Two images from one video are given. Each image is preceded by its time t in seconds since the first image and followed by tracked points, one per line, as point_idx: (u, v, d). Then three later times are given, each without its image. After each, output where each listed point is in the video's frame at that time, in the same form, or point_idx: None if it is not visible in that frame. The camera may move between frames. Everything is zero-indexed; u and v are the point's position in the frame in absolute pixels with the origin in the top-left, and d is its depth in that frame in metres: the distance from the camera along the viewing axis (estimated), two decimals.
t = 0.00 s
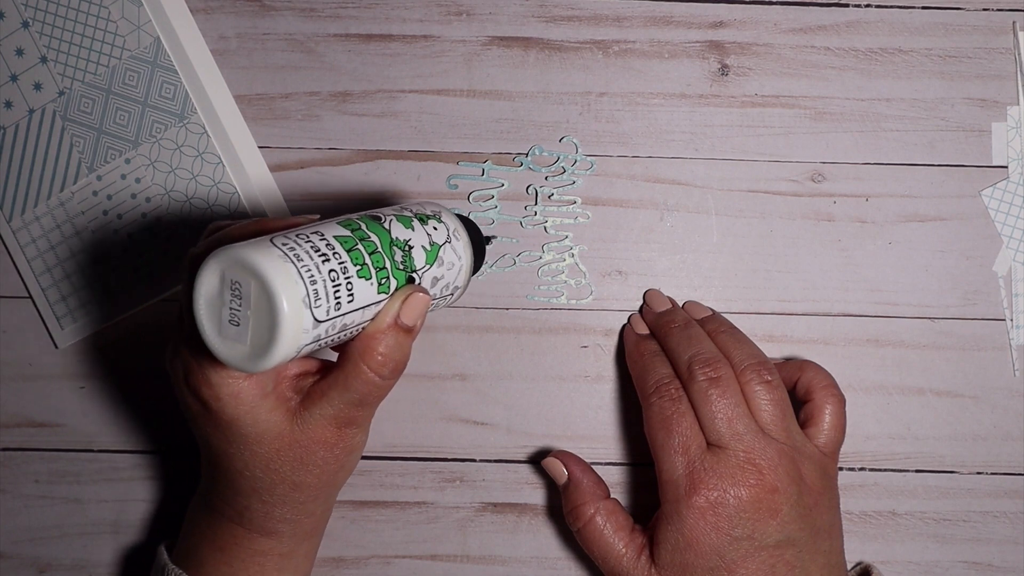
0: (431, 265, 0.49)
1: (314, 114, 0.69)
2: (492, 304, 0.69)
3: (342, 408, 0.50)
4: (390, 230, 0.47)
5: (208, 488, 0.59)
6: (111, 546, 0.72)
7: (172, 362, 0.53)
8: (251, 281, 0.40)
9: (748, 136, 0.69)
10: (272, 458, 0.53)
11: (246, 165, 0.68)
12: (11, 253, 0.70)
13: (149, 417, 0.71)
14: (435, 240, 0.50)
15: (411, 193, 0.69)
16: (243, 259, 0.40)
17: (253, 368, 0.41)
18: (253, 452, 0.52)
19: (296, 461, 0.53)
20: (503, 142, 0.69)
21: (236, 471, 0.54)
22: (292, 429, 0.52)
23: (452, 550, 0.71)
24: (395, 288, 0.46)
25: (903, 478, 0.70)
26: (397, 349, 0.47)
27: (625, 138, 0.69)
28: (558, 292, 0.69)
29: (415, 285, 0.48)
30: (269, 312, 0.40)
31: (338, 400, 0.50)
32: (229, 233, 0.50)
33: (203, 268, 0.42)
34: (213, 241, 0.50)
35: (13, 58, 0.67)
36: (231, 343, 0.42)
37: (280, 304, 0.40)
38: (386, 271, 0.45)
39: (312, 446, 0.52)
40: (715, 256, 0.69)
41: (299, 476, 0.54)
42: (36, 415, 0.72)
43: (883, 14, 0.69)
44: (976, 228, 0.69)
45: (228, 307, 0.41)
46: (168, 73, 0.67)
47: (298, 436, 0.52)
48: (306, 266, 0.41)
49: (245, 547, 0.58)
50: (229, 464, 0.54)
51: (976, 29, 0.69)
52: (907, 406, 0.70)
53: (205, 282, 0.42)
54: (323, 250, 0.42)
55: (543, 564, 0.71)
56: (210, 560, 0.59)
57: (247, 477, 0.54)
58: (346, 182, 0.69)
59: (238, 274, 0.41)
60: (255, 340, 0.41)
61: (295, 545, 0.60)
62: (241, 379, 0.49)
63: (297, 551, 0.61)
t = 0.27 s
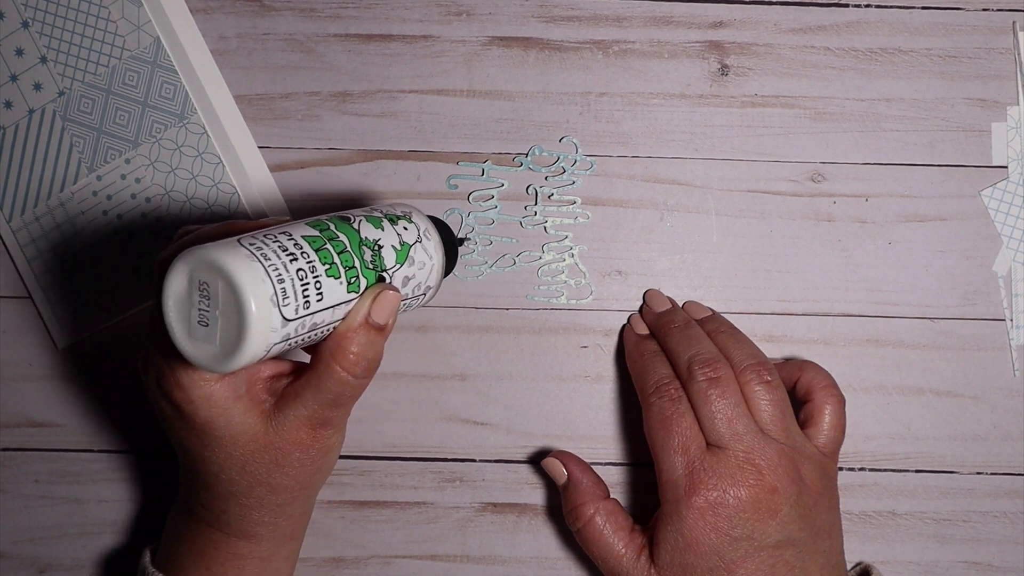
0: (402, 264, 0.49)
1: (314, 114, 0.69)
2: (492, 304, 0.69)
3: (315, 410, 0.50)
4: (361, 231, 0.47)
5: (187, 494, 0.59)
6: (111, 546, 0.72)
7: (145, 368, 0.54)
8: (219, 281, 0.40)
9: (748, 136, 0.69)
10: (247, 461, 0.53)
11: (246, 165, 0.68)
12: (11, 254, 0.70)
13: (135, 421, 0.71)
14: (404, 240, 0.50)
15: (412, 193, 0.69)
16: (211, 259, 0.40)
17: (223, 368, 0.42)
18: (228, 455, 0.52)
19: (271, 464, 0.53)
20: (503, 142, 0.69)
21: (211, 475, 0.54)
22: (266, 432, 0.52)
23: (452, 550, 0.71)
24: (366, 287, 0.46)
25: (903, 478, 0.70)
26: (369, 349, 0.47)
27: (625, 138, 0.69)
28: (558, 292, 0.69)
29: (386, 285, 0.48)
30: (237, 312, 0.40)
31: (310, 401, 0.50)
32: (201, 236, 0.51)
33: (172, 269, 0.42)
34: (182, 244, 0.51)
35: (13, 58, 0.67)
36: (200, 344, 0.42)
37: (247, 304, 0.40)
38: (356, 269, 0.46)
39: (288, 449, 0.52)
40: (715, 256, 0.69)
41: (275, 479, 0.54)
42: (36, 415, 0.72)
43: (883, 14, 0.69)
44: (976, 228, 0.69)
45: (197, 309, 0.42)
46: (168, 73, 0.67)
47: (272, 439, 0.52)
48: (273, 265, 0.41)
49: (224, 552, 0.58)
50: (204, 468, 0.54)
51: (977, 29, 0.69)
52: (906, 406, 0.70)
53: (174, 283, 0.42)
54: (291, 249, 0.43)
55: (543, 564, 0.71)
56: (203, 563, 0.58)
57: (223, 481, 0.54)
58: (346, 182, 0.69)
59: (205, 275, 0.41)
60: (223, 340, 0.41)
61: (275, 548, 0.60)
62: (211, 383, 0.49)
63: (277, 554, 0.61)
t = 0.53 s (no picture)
0: (460, 243, 0.49)
1: (314, 114, 0.69)
2: (491, 304, 0.69)
3: (370, 385, 0.50)
4: (421, 208, 0.47)
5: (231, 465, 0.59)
6: (111, 545, 0.72)
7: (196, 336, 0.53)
8: (285, 255, 0.40)
9: (748, 136, 0.69)
10: (298, 433, 0.53)
11: (246, 165, 0.68)
12: (11, 253, 0.70)
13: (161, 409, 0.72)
14: (463, 219, 0.50)
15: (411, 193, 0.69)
16: (278, 233, 0.40)
17: (284, 342, 0.41)
18: (279, 427, 0.52)
19: (322, 436, 0.53)
20: (503, 142, 0.69)
21: (260, 447, 0.54)
22: (319, 405, 0.52)
23: (452, 550, 0.71)
24: (426, 265, 0.46)
25: (903, 478, 0.70)
26: (426, 327, 0.47)
27: (625, 138, 0.69)
28: (558, 292, 0.69)
29: (444, 263, 0.48)
30: (303, 286, 0.40)
31: (365, 377, 0.50)
32: (259, 207, 0.50)
33: (236, 240, 0.42)
34: (242, 216, 0.50)
35: (13, 58, 0.67)
36: (262, 317, 0.42)
37: (314, 279, 0.40)
38: (417, 248, 0.45)
39: (339, 422, 0.52)
40: (715, 255, 0.69)
41: (324, 452, 0.54)
42: (36, 415, 0.72)
43: (883, 14, 0.69)
44: (976, 228, 0.69)
45: (259, 281, 0.41)
46: (168, 73, 0.67)
47: (325, 412, 0.52)
48: (339, 241, 0.41)
49: (267, 523, 0.58)
50: (254, 439, 0.54)
51: (977, 29, 0.69)
52: (906, 406, 0.70)
53: (237, 254, 0.42)
54: (356, 225, 0.42)
55: (543, 563, 0.71)
56: (204, 562, 0.58)
57: (271, 452, 0.54)
58: (346, 182, 0.69)
59: (270, 248, 0.41)
60: (287, 314, 0.41)
61: (314, 523, 0.60)
62: (268, 355, 0.49)
63: (317, 528, 0.61)
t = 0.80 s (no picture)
0: (436, 241, 0.50)
1: (314, 114, 0.69)
2: (492, 304, 0.69)
3: (348, 385, 0.50)
4: (396, 207, 0.47)
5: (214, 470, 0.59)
6: (111, 545, 0.72)
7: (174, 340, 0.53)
8: (258, 254, 0.40)
9: (748, 136, 0.69)
10: (277, 435, 0.52)
11: (246, 165, 0.68)
12: (11, 253, 0.70)
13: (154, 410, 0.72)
14: (439, 217, 0.50)
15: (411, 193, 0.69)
16: (251, 231, 0.40)
17: (259, 341, 0.41)
18: (258, 429, 0.52)
19: (302, 437, 0.53)
20: (503, 142, 0.69)
21: (241, 449, 0.54)
22: (298, 405, 0.51)
23: (452, 550, 0.71)
24: (402, 263, 0.47)
25: (903, 478, 0.70)
26: (403, 325, 0.47)
27: (625, 138, 0.69)
28: (558, 292, 0.69)
29: (420, 261, 0.48)
30: (277, 284, 0.40)
31: (343, 376, 0.49)
32: (236, 209, 0.50)
33: (209, 240, 0.42)
34: (218, 217, 0.50)
35: (13, 58, 0.67)
36: (237, 317, 0.42)
37: (288, 277, 0.40)
38: (392, 246, 0.46)
39: (319, 423, 0.52)
40: (715, 255, 0.69)
41: (306, 453, 0.54)
42: (36, 415, 0.72)
43: (883, 14, 0.69)
44: (976, 228, 0.69)
45: (235, 281, 0.41)
46: (168, 73, 0.67)
47: (305, 413, 0.52)
48: (313, 239, 0.41)
49: (250, 527, 0.58)
50: (234, 442, 0.54)
51: (976, 29, 0.69)
52: (906, 407, 0.70)
53: (211, 255, 0.42)
54: (330, 224, 0.43)
55: (543, 563, 0.71)
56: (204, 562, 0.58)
57: (252, 455, 0.54)
58: (346, 182, 0.69)
59: (244, 247, 0.41)
60: (261, 313, 0.41)
61: (298, 524, 0.60)
62: (245, 357, 0.49)
63: (301, 529, 0.61)
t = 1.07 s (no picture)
0: (405, 238, 0.49)
1: (314, 114, 0.69)
2: (492, 304, 0.69)
3: (320, 386, 0.50)
4: (362, 205, 0.47)
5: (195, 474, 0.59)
6: (110, 545, 0.72)
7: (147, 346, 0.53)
8: (219, 259, 0.40)
9: (748, 136, 0.69)
10: (252, 438, 0.53)
11: (246, 165, 0.68)
12: (11, 253, 0.70)
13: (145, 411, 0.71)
14: (407, 215, 0.50)
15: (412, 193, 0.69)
16: (210, 237, 0.40)
17: (225, 345, 0.42)
18: (233, 432, 0.52)
19: (277, 440, 0.53)
20: (504, 142, 0.69)
21: (217, 454, 0.54)
22: (272, 408, 0.52)
23: (452, 550, 0.71)
24: (369, 262, 0.47)
25: (903, 478, 0.70)
26: (373, 324, 0.47)
27: (625, 138, 0.69)
28: (558, 292, 0.69)
29: (388, 259, 0.48)
30: (237, 289, 0.40)
31: (315, 377, 0.50)
32: (203, 214, 0.50)
33: (172, 246, 0.42)
34: (185, 220, 0.50)
35: (13, 58, 0.67)
36: (202, 322, 0.42)
37: (248, 282, 0.40)
38: (358, 245, 0.46)
39: (294, 424, 0.52)
40: (715, 255, 0.69)
41: (283, 455, 0.54)
42: (36, 415, 0.72)
43: (883, 14, 0.69)
44: (976, 228, 0.69)
45: (198, 285, 0.42)
46: (168, 73, 0.67)
47: (279, 415, 0.52)
48: (273, 241, 0.41)
49: (232, 530, 0.58)
50: (210, 446, 0.54)
51: (977, 29, 0.69)
52: (906, 407, 0.70)
53: (174, 260, 0.42)
54: (292, 225, 0.43)
55: (543, 563, 0.71)
56: (202, 562, 0.58)
57: (229, 459, 0.54)
58: (346, 182, 0.69)
59: (205, 252, 0.41)
60: (225, 317, 0.41)
61: (280, 527, 0.60)
62: (216, 360, 0.49)
63: (284, 532, 0.61)
